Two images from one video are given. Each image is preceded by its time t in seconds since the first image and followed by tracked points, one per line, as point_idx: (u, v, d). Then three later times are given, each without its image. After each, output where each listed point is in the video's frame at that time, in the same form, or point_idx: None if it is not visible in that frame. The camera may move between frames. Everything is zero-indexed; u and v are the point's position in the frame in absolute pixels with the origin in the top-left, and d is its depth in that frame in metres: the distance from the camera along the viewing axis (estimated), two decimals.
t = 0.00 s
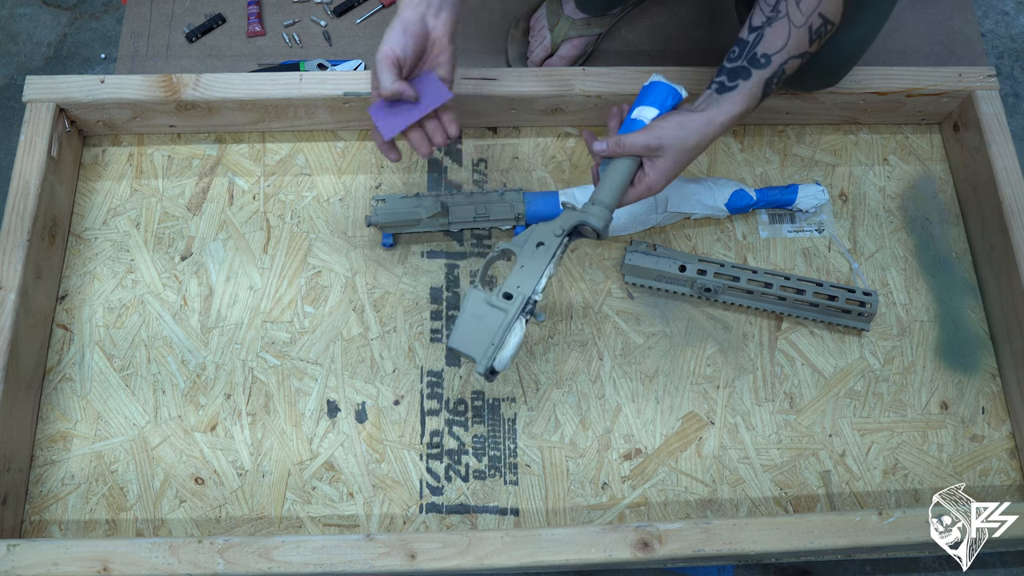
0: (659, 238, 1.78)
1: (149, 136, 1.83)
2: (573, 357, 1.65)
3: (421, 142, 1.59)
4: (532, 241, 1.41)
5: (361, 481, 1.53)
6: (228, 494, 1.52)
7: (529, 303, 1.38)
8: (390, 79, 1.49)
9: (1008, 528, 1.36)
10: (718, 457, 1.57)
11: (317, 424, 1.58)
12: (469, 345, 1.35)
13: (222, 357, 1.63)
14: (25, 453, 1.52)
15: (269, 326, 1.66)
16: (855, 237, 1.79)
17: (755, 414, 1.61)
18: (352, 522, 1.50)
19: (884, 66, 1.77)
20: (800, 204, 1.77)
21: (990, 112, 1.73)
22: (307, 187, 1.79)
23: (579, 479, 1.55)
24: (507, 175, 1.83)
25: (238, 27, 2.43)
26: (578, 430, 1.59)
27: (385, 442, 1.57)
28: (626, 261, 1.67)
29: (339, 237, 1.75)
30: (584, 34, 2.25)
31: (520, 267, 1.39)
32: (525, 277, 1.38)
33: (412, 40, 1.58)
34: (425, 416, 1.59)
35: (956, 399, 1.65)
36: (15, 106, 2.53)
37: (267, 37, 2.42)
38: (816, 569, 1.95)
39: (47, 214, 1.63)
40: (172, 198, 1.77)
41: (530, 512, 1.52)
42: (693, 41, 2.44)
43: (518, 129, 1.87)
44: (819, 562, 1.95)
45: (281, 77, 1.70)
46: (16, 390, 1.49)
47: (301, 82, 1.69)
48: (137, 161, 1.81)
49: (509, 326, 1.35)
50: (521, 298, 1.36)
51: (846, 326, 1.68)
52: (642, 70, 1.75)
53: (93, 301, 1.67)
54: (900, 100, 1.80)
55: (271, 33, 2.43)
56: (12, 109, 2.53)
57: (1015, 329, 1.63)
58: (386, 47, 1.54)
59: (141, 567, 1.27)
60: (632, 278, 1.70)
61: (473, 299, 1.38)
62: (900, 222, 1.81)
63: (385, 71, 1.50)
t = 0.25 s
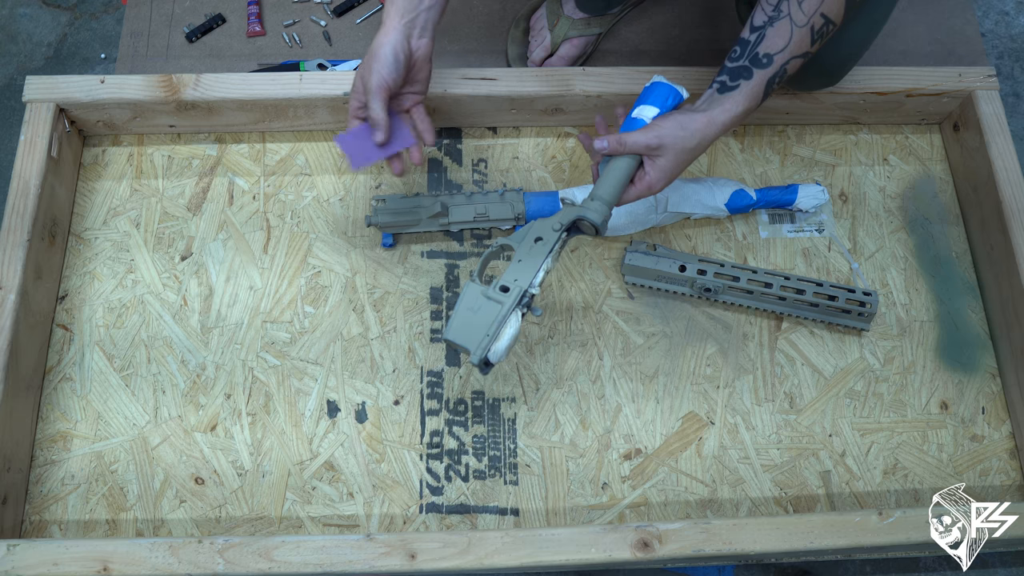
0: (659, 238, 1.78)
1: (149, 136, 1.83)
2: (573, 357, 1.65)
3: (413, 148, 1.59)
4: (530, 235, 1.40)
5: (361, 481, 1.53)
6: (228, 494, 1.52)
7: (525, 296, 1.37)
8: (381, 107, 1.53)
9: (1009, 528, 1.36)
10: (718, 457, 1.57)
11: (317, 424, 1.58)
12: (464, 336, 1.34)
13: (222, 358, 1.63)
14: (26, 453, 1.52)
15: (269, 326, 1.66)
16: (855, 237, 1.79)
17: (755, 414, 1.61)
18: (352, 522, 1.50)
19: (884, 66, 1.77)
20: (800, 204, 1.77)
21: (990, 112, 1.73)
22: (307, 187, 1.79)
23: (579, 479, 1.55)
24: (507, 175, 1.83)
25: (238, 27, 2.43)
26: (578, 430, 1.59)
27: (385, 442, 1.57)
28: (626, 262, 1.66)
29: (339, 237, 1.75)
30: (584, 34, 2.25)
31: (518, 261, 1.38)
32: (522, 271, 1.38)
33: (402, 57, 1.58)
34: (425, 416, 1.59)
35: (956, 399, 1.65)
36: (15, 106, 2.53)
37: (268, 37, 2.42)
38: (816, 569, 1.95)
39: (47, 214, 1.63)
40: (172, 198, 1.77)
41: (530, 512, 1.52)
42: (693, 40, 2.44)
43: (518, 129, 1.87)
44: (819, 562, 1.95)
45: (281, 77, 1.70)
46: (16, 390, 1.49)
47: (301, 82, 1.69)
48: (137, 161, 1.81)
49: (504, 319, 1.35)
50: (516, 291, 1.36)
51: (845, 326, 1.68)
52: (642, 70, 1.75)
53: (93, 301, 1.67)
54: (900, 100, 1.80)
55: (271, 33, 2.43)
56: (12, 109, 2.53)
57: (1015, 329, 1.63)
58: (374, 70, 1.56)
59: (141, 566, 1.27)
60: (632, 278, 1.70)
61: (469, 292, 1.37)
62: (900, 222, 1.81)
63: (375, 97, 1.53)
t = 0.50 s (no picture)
0: (659, 238, 1.78)
1: (149, 136, 1.83)
2: (573, 357, 1.65)
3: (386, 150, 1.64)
4: (521, 227, 1.40)
5: (361, 481, 1.53)
6: (228, 494, 1.52)
7: (514, 281, 1.34)
8: (358, 106, 1.58)
9: (1009, 528, 1.36)
10: (718, 456, 1.57)
11: (317, 424, 1.58)
12: (450, 321, 1.30)
13: (222, 358, 1.63)
14: (26, 453, 1.52)
15: (269, 326, 1.66)
16: (855, 237, 1.79)
17: (755, 414, 1.61)
18: (352, 522, 1.50)
19: (885, 66, 1.77)
20: (800, 204, 1.77)
21: (990, 112, 1.73)
22: (307, 187, 1.79)
23: (579, 479, 1.55)
24: (507, 175, 1.83)
25: (238, 27, 2.43)
26: (578, 430, 1.59)
27: (385, 442, 1.57)
28: (626, 261, 1.66)
29: (339, 237, 1.75)
30: (584, 34, 2.25)
31: (508, 248, 1.36)
32: (513, 258, 1.36)
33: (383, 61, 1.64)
34: (425, 416, 1.59)
35: (956, 399, 1.65)
36: (15, 106, 2.53)
37: (268, 37, 2.42)
38: (816, 569, 1.95)
39: (47, 214, 1.63)
40: (172, 198, 1.77)
41: (530, 512, 1.52)
42: (693, 41, 2.45)
43: (518, 129, 1.87)
44: (819, 562, 1.95)
45: (281, 77, 1.70)
46: (16, 390, 1.49)
47: (301, 82, 1.70)
48: (137, 161, 1.81)
49: (493, 304, 1.31)
50: (506, 276, 1.33)
51: (845, 326, 1.68)
52: (642, 70, 1.75)
53: (93, 301, 1.67)
54: (900, 100, 1.80)
55: (271, 33, 2.43)
56: (12, 109, 2.53)
57: (1015, 329, 1.63)
58: (355, 71, 1.62)
59: (141, 567, 1.27)
60: (632, 278, 1.70)
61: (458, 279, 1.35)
62: (900, 222, 1.81)
63: (354, 96, 1.59)
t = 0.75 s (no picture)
0: (659, 238, 1.78)
1: (149, 136, 1.83)
2: (573, 357, 1.65)
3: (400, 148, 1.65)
4: (530, 245, 1.40)
5: (361, 481, 1.53)
6: (228, 494, 1.52)
7: (527, 306, 1.37)
8: (369, 106, 1.58)
9: (1009, 528, 1.36)
10: (718, 456, 1.57)
11: (317, 424, 1.58)
12: (469, 349, 1.36)
13: (222, 357, 1.63)
14: (25, 453, 1.52)
15: (269, 326, 1.66)
16: (855, 237, 1.79)
17: (755, 414, 1.61)
18: (352, 522, 1.50)
19: (885, 66, 1.77)
20: (800, 204, 1.77)
21: (990, 112, 1.73)
22: (307, 187, 1.79)
23: (579, 479, 1.55)
24: (507, 175, 1.83)
25: (238, 27, 2.43)
26: (578, 430, 1.59)
27: (384, 442, 1.57)
28: (626, 262, 1.66)
29: (339, 237, 1.75)
30: (584, 34, 2.25)
31: (519, 270, 1.38)
32: (525, 281, 1.38)
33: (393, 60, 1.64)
34: (425, 416, 1.59)
35: (956, 399, 1.65)
36: (15, 106, 2.53)
37: (268, 37, 2.42)
38: (816, 569, 1.95)
39: (47, 214, 1.63)
40: (172, 198, 1.77)
41: (530, 512, 1.52)
42: (693, 41, 2.45)
43: (518, 129, 1.87)
44: (819, 562, 1.95)
45: (281, 77, 1.70)
46: (16, 390, 1.49)
47: (301, 82, 1.70)
48: (137, 161, 1.81)
49: (508, 330, 1.35)
50: (520, 302, 1.36)
51: (845, 326, 1.68)
52: (642, 70, 1.75)
53: (93, 301, 1.67)
54: (900, 100, 1.80)
55: (271, 33, 2.43)
56: (12, 109, 2.53)
57: (1015, 329, 1.63)
58: (365, 70, 1.62)
59: (141, 567, 1.27)
60: (632, 278, 1.70)
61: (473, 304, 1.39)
62: (900, 222, 1.81)
63: (365, 96, 1.59)
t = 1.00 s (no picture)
0: (659, 238, 1.78)
1: (149, 136, 1.83)
2: (573, 357, 1.65)
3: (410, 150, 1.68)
4: (535, 248, 1.49)
5: (361, 481, 1.53)
6: (228, 494, 1.52)
7: (531, 310, 1.47)
8: (378, 112, 1.57)
9: (1009, 528, 1.36)
10: (718, 456, 1.57)
11: (317, 424, 1.58)
12: (476, 350, 1.47)
13: (222, 358, 1.63)
14: (25, 453, 1.52)
15: (269, 326, 1.66)
16: (855, 236, 1.79)
17: (755, 414, 1.61)
18: (352, 522, 1.50)
19: (885, 66, 1.77)
20: (800, 204, 1.77)
21: (990, 112, 1.73)
22: (307, 187, 1.79)
23: (579, 479, 1.55)
24: (507, 175, 1.83)
25: (238, 27, 2.43)
26: (578, 430, 1.59)
27: (384, 442, 1.57)
28: (626, 261, 1.66)
29: (339, 237, 1.75)
30: (584, 34, 2.25)
31: (523, 275, 1.48)
32: (528, 285, 1.47)
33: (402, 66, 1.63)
34: (425, 416, 1.59)
35: (956, 399, 1.65)
36: (15, 106, 2.53)
37: (268, 37, 2.42)
38: (816, 569, 1.95)
39: (47, 214, 1.63)
40: (172, 198, 1.77)
41: (530, 512, 1.52)
42: (693, 41, 2.44)
43: (518, 129, 1.87)
44: (819, 563, 1.95)
45: (281, 77, 1.70)
46: (16, 390, 1.49)
47: (301, 82, 1.70)
48: (137, 161, 1.81)
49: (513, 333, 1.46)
50: (523, 306, 1.46)
51: (845, 326, 1.68)
52: (642, 70, 1.75)
53: (93, 301, 1.67)
54: (900, 100, 1.80)
55: (271, 33, 2.43)
56: (12, 109, 2.53)
57: (1015, 329, 1.63)
58: (374, 75, 1.60)
59: (141, 566, 1.27)
60: (632, 278, 1.70)
61: (480, 305, 1.49)
62: (900, 222, 1.81)
63: (374, 101, 1.57)
